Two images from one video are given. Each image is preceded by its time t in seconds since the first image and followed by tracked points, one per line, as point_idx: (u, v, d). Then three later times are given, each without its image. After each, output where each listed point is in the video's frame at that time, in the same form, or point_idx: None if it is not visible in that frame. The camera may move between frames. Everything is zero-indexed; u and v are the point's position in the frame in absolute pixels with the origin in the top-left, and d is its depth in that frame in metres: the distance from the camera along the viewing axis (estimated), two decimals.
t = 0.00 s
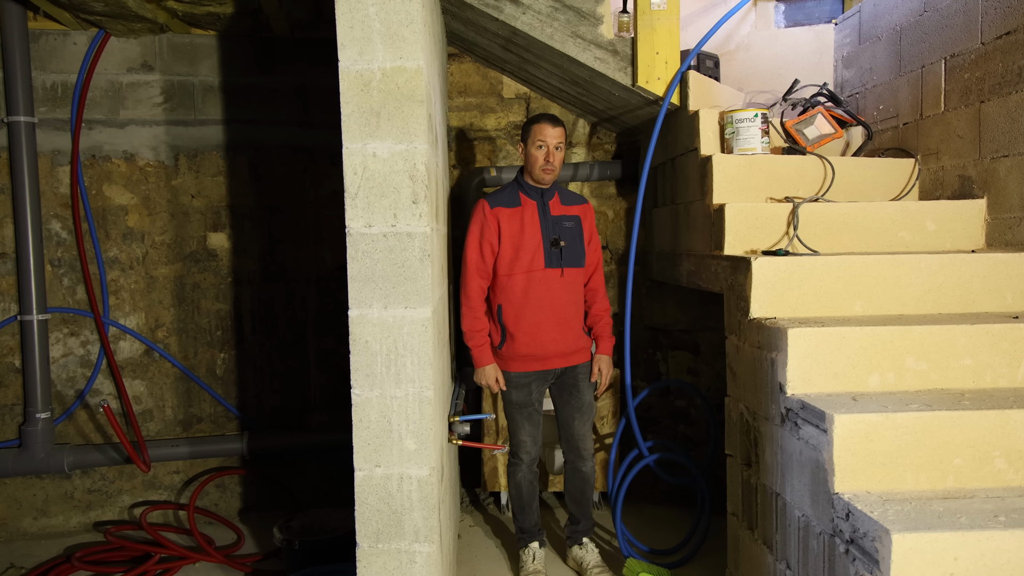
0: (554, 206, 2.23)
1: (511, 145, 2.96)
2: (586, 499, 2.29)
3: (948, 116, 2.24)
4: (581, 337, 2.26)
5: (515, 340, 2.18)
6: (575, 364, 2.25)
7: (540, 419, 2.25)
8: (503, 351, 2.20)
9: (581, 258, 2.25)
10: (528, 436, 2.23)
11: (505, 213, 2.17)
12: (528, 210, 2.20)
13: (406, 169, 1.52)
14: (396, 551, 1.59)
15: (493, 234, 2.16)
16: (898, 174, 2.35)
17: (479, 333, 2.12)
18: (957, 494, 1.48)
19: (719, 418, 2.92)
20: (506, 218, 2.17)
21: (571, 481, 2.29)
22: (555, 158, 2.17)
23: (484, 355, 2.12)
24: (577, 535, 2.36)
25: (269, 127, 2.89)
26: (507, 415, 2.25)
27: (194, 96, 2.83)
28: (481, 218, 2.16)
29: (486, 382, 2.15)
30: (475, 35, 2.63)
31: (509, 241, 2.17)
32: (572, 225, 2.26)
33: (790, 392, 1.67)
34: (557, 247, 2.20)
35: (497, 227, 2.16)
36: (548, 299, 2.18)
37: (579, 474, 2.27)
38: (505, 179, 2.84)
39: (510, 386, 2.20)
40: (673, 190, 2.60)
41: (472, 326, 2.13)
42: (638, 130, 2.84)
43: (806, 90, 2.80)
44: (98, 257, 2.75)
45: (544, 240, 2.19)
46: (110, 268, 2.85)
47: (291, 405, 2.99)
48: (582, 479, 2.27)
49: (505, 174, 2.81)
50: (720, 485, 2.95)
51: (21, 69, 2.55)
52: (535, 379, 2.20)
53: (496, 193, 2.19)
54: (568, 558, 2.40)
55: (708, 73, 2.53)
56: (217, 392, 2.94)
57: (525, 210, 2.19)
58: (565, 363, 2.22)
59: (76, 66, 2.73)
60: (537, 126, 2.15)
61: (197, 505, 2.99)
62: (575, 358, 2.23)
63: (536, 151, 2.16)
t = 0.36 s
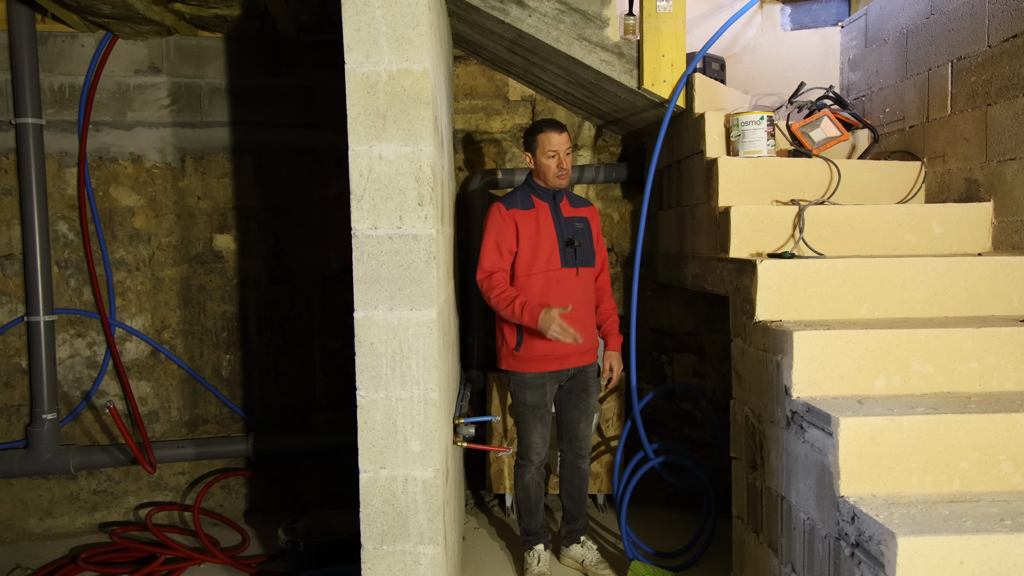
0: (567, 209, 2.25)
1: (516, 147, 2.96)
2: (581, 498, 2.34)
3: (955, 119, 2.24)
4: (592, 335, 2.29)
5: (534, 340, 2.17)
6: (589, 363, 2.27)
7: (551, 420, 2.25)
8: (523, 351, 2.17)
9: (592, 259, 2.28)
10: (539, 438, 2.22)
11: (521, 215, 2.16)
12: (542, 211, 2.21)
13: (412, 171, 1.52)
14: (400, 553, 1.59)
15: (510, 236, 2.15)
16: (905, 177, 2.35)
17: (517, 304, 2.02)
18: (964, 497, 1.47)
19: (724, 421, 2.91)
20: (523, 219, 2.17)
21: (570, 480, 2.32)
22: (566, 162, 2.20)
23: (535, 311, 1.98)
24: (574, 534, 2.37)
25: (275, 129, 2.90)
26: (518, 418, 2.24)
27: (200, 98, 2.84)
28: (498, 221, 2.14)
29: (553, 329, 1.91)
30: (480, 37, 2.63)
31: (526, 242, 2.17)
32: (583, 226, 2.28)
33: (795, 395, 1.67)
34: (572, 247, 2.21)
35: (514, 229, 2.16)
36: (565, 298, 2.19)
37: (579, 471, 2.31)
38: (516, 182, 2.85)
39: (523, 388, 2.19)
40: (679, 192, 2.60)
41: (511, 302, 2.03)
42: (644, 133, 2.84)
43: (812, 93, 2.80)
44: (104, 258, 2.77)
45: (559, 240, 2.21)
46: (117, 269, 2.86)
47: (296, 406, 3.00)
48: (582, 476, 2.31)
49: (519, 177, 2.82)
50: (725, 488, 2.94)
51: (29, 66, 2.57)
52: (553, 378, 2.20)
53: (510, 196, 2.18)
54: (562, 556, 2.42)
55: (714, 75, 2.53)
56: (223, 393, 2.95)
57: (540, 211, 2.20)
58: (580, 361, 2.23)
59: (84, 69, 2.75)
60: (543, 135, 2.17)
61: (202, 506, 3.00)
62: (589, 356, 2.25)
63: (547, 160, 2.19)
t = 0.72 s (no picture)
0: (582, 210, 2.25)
1: (520, 150, 2.96)
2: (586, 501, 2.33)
3: (959, 122, 2.23)
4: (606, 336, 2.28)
5: (549, 339, 2.16)
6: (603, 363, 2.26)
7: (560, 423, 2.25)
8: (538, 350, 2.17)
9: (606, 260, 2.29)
10: (548, 439, 2.22)
11: (536, 215, 2.18)
12: (557, 213, 2.21)
13: (416, 173, 1.53)
14: (403, 555, 1.59)
15: (527, 236, 2.16)
16: (908, 180, 2.34)
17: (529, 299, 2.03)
18: (968, 501, 1.47)
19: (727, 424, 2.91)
20: (538, 220, 2.18)
21: (575, 483, 2.32)
22: (582, 165, 2.21)
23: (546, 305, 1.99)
24: (577, 538, 2.38)
25: (279, 131, 2.91)
26: (528, 419, 2.24)
27: (205, 101, 2.85)
28: (514, 221, 2.16)
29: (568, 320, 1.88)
30: (484, 40, 2.64)
31: (543, 242, 2.18)
32: (598, 228, 2.29)
33: (798, 398, 1.67)
34: (587, 248, 2.22)
35: (530, 229, 2.16)
36: (580, 298, 2.19)
37: (586, 473, 2.31)
38: (531, 183, 2.85)
39: (535, 388, 2.20)
40: (682, 195, 2.60)
41: (523, 296, 2.04)
42: (647, 135, 2.84)
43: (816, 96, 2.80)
44: (109, 260, 2.78)
45: (574, 241, 2.21)
46: (121, 271, 2.87)
47: (299, 408, 3.00)
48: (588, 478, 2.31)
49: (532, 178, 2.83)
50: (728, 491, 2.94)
51: (35, 69, 2.59)
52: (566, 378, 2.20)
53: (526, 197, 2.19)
54: (564, 559, 2.42)
55: (718, 78, 2.54)
56: (226, 395, 2.95)
57: (555, 212, 2.21)
58: (594, 361, 2.23)
59: (89, 71, 2.76)
60: (562, 140, 2.17)
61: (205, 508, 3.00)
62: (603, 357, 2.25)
63: (562, 164, 2.19)
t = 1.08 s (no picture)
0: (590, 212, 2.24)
1: (523, 151, 2.96)
2: (587, 503, 2.32)
3: (963, 123, 2.23)
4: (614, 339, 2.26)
5: (553, 340, 2.18)
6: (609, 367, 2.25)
7: (565, 425, 2.24)
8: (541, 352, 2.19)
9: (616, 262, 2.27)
10: (551, 441, 2.22)
11: (543, 217, 2.18)
12: (565, 215, 2.21)
13: (417, 174, 1.52)
14: (404, 557, 1.59)
15: (533, 239, 2.17)
16: (911, 181, 2.34)
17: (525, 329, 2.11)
18: (971, 504, 1.46)
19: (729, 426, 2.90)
20: (545, 222, 2.18)
21: (578, 485, 2.32)
22: (582, 165, 2.19)
23: (537, 354, 2.09)
24: (579, 540, 2.37)
25: (282, 133, 2.91)
26: (532, 420, 2.24)
27: (208, 102, 2.85)
28: (521, 223, 2.17)
29: (541, 382, 2.11)
30: (487, 41, 2.64)
31: (549, 244, 2.18)
32: (608, 230, 2.27)
33: (801, 400, 1.66)
34: (594, 250, 2.21)
35: (536, 232, 2.18)
36: (586, 300, 2.19)
37: (590, 475, 2.31)
38: (539, 185, 2.85)
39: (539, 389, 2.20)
40: (685, 196, 2.60)
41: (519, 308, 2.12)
42: (650, 137, 2.84)
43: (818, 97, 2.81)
44: (111, 261, 2.78)
45: (581, 242, 2.20)
46: (124, 272, 2.87)
47: (301, 409, 3.00)
48: (591, 480, 2.31)
49: (540, 180, 2.83)
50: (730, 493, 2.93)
51: (38, 71, 2.59)
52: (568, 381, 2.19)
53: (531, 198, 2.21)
54: (566, 561, 2.41)
55: (720, 80, 2.53)
56: (228, 396, 2.95)
57: (562, 214, 2.21)
58: (598, 365, 2.21)
59: (92, 72, 2.77)
60: (570, 137, 2.17)
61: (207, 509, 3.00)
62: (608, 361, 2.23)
63: (562, 161, 2.20)
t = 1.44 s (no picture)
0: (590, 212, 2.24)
1: (525, 151, 2.95)
2: (586, 504, 2.32)
3: (966, 126, 2.22)
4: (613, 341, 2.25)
5: (550, 340, 2.17)
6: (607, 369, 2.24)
7: (564, 426, 2.23)
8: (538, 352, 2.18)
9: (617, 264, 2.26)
10: (550, 442, 2.21)
11: (544, 217, 2.18)
12: (566, 215, 2.20)
13: (417, 173, 1.52)
14: (402, 558, 1.58)
15: (533, 238, 2.17)
16: (915, 184, 2.32)
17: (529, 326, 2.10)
18: (973, 509, 1.45)
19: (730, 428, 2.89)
20: (545, 222, 2.18)
21: (578, 486, 2.31)
22: (581, 161, 2.19)
23: (540, 352, 2.09)
24: (579, 541, 2.36)
25: (284, 132, 2.91)
26: (531, 420, 2.23)
27: (210, 101, 2.85)
28: (522, 222, 2.18)
29: (545, 380, 2.10)
30: (489, 41, 2.63)
31: (549, 244, 2.18)
32: (609, 231, 2.26)
33: (802, 403, 1.65)
34: (594, 251, 2.20)
35: (536, 231, 2.17)
36: (585, 301, 2.18)
37: (589, 476, 2.30)
38: (542, 185, 2.84)
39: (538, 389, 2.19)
40: (687, 197, 2.59)
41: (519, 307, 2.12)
42: (652, 138, 2.83)
43: (821, 99, 2.80)
44: (112, 260, 2.78)
45: (582, 243, 2.20)
46: (125, 270, 2.87)
47: (301, 409, 3.00)
48: (591, 482, 2.30)
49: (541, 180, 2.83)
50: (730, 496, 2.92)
51: (40, 69, 2.59)
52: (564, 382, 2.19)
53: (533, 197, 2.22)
54: (565, 562, 2.40)
55: (723, 80, 2.53)
56: (228, 394, 2.95)
57: (562, 214, 2.20)
58: (596, 367, 2.20)
59: (94, 70, 2.76)
60: (568, 135, 2.19)
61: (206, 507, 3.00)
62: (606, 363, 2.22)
63: (561, 158, 2.21)
